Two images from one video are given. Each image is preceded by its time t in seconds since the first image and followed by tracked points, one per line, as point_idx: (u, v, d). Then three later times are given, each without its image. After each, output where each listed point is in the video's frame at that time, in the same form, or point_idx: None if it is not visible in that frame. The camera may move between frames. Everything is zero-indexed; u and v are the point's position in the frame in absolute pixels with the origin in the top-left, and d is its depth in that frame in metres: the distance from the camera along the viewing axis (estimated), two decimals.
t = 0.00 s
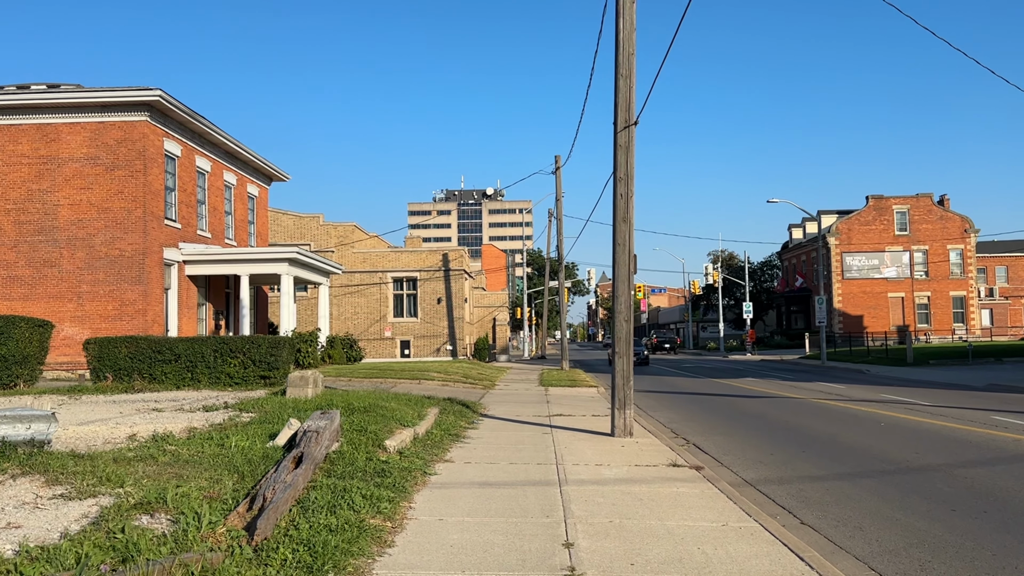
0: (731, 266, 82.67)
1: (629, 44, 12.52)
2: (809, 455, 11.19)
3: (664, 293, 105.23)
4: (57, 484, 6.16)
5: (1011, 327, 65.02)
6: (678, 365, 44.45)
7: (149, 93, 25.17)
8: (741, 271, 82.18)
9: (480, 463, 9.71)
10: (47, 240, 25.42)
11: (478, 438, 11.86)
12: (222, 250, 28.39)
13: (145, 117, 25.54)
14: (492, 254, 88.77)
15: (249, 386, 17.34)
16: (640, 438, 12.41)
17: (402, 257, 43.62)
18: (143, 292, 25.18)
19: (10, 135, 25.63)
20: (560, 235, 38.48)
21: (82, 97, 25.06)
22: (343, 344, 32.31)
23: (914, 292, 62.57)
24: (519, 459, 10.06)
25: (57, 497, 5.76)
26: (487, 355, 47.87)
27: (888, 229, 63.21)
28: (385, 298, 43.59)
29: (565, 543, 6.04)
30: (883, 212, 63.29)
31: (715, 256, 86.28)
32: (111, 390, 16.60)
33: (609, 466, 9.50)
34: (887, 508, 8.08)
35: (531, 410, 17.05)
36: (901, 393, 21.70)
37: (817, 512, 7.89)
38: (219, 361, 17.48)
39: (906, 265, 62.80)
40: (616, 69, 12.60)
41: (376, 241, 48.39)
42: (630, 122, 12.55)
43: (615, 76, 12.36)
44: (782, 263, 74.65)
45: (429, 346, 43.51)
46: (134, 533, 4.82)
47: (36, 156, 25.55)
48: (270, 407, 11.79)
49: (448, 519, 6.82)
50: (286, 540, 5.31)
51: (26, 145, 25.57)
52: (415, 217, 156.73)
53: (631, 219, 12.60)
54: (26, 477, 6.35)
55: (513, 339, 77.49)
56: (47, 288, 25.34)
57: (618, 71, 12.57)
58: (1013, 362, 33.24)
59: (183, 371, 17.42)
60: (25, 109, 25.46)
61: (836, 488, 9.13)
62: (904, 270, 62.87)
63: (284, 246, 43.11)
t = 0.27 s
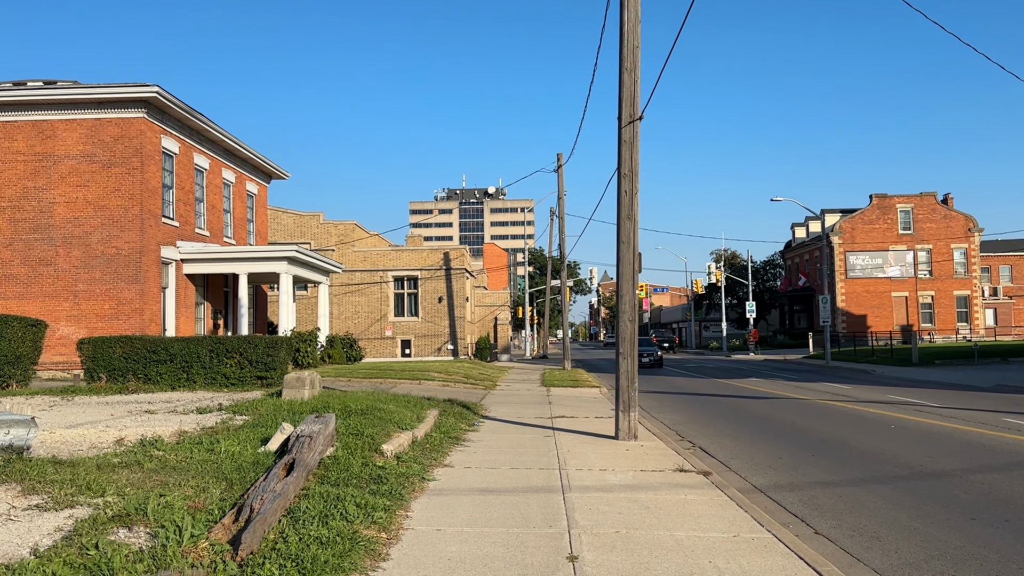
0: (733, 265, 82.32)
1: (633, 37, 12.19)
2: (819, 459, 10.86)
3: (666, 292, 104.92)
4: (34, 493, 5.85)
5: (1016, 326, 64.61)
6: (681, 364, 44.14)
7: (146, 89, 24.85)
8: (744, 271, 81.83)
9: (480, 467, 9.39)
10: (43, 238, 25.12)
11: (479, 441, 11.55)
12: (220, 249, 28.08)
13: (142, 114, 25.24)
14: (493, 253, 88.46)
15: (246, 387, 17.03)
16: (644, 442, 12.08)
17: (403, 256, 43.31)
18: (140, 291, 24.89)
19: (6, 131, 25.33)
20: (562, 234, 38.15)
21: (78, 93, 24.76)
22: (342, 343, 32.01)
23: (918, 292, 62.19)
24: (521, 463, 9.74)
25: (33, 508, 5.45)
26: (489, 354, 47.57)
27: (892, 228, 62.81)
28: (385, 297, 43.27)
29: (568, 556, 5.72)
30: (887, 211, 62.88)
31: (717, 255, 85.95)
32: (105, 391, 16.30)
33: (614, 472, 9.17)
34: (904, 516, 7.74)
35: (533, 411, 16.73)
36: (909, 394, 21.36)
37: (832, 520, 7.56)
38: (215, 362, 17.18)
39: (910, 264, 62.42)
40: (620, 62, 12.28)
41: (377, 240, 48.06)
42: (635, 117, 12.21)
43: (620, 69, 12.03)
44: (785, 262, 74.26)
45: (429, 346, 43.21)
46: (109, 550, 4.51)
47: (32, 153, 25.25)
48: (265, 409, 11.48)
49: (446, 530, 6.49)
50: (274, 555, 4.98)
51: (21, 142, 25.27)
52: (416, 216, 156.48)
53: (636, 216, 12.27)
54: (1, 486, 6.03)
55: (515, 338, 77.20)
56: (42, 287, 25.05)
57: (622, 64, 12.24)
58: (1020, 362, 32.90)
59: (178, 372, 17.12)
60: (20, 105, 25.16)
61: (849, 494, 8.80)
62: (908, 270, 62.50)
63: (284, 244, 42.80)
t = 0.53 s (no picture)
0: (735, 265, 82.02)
1: (637, 28, 11.88)
2: (828, 462, 10.56)
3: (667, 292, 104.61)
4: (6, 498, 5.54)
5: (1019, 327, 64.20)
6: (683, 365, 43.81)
7: (142, 85, 24.55)
8: (745, 270, 81.49)
9: (479, 471, 9.08)
10: (38, 236, 24.81)
11: (478, 442, 11.24)
12: (217, 247, 27.78)
13: (138, 110, 24.93)
14: (494, 253, 88.12)
15: (241, 387, 16.72)
16: (647, 443, 11.77)
17: (403, 255, 43.00)
18: (136, 289, 24.58)
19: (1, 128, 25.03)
20: (563, 233, 37.83)
21: (74, 89, 24.45)
22: (341, 343, 31.69)
23: (921, 291, 61.83)
24: (521, 467, 9.42)
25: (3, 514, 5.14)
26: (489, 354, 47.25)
27: (895, 228, 62.46)
28: (385, 296, 42.94)
29: (570, 567, 5.40)
30: (890, 211, 62.53)
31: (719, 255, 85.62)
32: (98, 390, 16.00)
33: (617, 475, 8.87)
34: (921, 523, 7.43)
35: (534, 412, 16.40)
36: (915, 395, 21.03)
37: (845, 527, 7.25)
38: (210, 361, 16.87)
39: (913, 264, 62.06)
40: (623, 54, 11.97)
41: (376, 239, 47.76)
42: (638, 110, 11.90)
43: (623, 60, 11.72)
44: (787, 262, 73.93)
45: (429, 345, 42.89)
46: (77, 562, 4.21)
47: (27, 150, 24.95)
48: (258, 409, 11.17)
49: (441, 537, 6.18)
50: (256, 566, 4.68)
51: (16, 139, 24.96)
52: (417, 216, 156.23)
53: (639, 211, 11.96)
54: None
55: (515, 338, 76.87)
56: (37, 285, 24.75)
57: (625, 55, 11.93)
58: None
59: (173, 371, 16.81)
60: (15, 101, 24.85)
61: (860, 499, 8.48)
62: (911, 269, 62.15)
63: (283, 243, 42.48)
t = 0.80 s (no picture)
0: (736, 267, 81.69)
1: (641, 22, 11.58)
2: (837, 469, 10.24)
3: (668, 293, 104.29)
4: None
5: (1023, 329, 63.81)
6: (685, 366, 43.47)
7: (138, 84, 24.24)
8: (747, 272, 81.17)
9: (478, 479, 8.76)
10: (33, 236, 24.52)
11: (478, 449, 10.93)
12: (215, 248, 27.48)
13: (134, 109, 24.63)
14: (494, 254, 87.82)
15: (236, 390, 16.40)
16: (651, 450, 11.45)
17: (403, 256, 42.70)
18: (132, 290, 24.27)
19: None
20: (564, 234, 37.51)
21: (69, 88, 24.16)
22: (340, 344, 31.37)
23: (924, 293, 61.47)
24: (521, 475, 9.10)
25: None
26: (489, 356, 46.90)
27: (897, 229, 62.13)
28: (385, 297, 42.62)
29: None
30: (892, 212, 62.20)
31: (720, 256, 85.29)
32: (90, 393, 15.70)
33: (620, 484, 8.55)
34: (939, 536, 7.10)
35: (535, 416, 16.07)
36: (922, 398, 20.68)
37: (860, 540, 6.93)
38: (205, 363, 16.57)
39: (916, 265, 61.73)
40: (626, 50, 11.67)
41: (376, 240, 47.46)
42: (642, 107, 11.60)
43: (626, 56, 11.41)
44: (789, 264, 73.59)
45: (429, 347, 42.58)
46: None
47: (22, 149, 24.66)
48: (251, 414, 10.85)
49: (436, 553, 5.85)
50: None
51: (12, 138, 24.67)
52: (418, 217, 156.06)
53: (643, 211, 11.66)
54: None
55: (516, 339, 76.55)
56: (32, 286, 24.45)
57: (629, 51, 11.63)
58: None
59: (167, 374, 16.51)
60: (10, 100, 24.56)
61: (873, 509, 8.17)
62: (914, 271, 61.81)
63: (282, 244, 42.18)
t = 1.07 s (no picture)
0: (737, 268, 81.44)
1: (644, 14, 11.27)
2: (847, 474, 9.91)
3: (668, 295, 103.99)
4: None
5: None
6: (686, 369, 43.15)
7: (133, 81, 23.94)
8: (747, 273, 80.92)
9: (476, 484, 8.46)
10: (26, 236, 24.22)
11: (477, 452, 10.62)
12: (211, 248, 27.15)
13: (129, 107, 24.33)
14: (494, 255, 87.51)
15: (230, 392, 16.07)
16: (655, 454, 11.15)
17: (402, 257, 42.40)
18: (126, 291, 23.97)
19: None
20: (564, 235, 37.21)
21: (64, 85, 23.87)
22: (338, 346, 31.08)
23: (925, 295, 61.15)
24: (520, 480, 8.78)
25: None
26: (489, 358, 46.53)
27: (899, 230, 61.85)
28: (384, 299, 42.31)
29: None
30: (893, 213, 61.91)
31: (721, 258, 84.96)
32: (81, 395, 15.38)
33: (623, 489, 8.24)
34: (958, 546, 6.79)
35: (535, 418, 15.74)
36: (928, 401, 20.37)
37: (875, 550, 6.62)
38: (199, 365, 16.24)
39: (917, 267, 61.45)
40: (629, 43, 11.37)
41: (375, 241, 47.13)
42: (645, 101, 11.29)
43: (630, 49, 11.12)
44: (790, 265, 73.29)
45: (428, 349, 42.28)
46: None
47: (16, 148, 24.37)
48: (243, 417, 10.53)
49: (429, 565, 5.51)
50: None
51: (5, 137, 24.38)
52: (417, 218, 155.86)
53: (647, 208, 11.35)
54: None
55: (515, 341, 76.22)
56: (25, 286, 24.14)
57: (632, 44, 11.32)
58: None
59: (160, 375, 16.19)
60: (5, 98, 24.28)
61: (887, 516, 7.85)
62: (915, 272, 61.53)
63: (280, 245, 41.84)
